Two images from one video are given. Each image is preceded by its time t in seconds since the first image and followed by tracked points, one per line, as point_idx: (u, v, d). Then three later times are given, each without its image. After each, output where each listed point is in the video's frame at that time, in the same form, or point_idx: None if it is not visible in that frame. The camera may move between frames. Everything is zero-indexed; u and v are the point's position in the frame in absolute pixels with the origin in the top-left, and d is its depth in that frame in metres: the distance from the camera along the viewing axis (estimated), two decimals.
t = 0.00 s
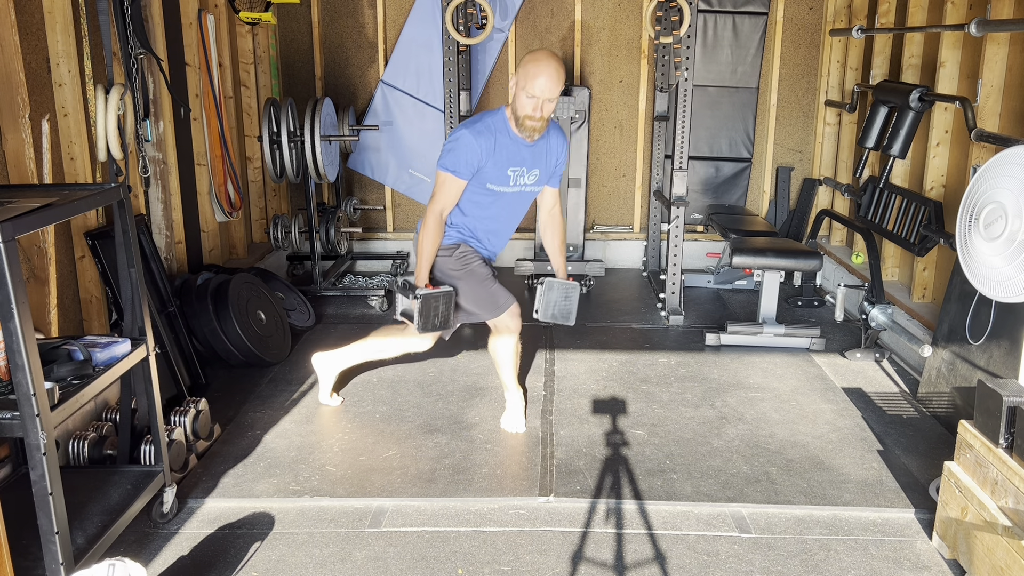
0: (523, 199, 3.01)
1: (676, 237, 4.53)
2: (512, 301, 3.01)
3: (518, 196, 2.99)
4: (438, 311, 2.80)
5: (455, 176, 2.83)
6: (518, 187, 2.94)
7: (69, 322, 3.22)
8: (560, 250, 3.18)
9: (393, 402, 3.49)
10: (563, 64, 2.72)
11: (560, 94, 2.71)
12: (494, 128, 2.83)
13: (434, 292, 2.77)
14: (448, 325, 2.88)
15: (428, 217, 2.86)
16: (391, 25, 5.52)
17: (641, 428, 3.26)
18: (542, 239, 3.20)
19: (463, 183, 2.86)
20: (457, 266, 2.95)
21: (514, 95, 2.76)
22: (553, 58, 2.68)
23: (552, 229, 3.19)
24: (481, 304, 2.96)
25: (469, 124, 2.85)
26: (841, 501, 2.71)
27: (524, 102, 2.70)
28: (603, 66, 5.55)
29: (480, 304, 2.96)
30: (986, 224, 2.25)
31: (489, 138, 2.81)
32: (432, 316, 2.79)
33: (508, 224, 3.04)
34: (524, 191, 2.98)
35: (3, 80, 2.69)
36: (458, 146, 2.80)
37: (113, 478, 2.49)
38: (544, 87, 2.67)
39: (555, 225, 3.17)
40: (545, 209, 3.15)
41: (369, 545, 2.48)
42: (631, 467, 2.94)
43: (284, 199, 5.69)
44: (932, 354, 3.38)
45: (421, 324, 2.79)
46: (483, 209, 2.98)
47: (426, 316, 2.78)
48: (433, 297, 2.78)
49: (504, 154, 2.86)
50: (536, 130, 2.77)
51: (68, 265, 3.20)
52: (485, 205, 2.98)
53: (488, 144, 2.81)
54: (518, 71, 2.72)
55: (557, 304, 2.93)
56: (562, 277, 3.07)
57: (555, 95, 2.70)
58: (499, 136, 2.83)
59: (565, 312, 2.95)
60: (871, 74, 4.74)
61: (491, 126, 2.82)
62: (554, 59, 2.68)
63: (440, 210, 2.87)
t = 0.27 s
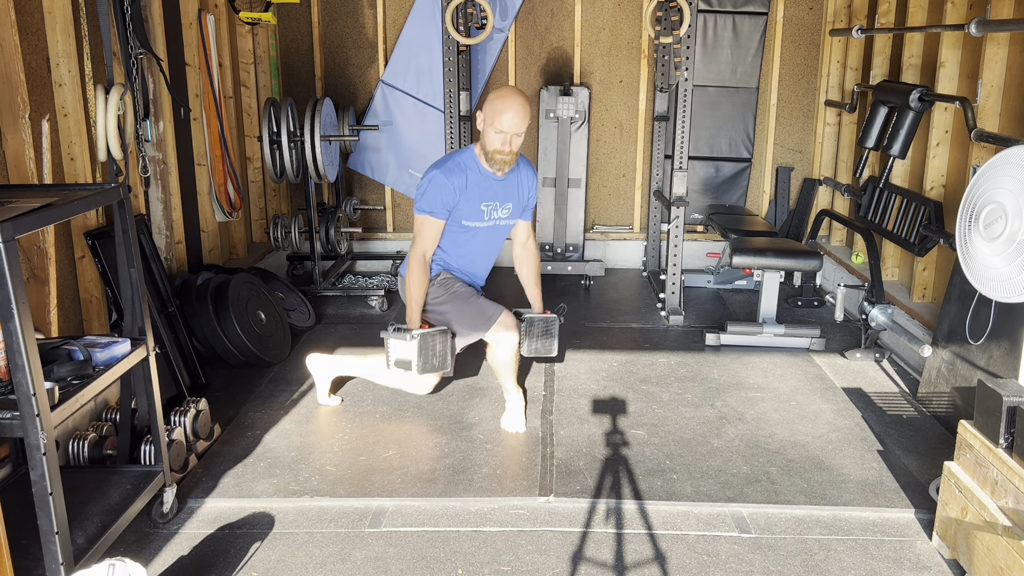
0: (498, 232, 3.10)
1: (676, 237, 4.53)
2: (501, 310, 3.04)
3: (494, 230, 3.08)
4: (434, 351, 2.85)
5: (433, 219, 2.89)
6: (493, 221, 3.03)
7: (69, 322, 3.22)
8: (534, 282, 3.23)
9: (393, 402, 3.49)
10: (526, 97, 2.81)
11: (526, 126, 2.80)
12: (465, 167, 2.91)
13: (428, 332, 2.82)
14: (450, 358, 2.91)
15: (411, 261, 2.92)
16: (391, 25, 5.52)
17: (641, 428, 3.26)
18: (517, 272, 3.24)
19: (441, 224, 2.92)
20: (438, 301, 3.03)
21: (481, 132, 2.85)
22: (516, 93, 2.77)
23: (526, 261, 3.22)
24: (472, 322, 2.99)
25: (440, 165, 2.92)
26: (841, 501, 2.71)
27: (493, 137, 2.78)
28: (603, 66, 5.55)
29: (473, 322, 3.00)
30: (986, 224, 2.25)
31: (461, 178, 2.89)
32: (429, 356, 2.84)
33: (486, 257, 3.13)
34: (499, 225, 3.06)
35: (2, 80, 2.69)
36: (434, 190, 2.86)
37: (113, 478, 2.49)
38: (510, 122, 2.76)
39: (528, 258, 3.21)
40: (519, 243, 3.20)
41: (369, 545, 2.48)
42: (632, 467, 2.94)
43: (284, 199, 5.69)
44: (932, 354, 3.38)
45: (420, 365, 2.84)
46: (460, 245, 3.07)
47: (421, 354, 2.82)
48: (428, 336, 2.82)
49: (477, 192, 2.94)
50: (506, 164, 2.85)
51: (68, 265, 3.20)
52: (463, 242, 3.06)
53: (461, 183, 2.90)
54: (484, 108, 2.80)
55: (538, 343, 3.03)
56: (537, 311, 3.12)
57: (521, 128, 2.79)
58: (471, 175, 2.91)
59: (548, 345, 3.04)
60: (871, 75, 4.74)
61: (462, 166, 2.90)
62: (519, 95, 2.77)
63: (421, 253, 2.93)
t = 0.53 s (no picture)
0: (491, 244, 3.15)
1: (676, 237, 4.53)
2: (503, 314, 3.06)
3: (487, 242, 3.13)
4: (429, 370, 2.89)
5: (425, 234, 2.95)
6: (484, 233, 3.09)
7: (69, 322, 3.23)
8: (520, 287, 3.34)
9: (393, 402, 3.49)
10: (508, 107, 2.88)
11: (510, 134, 2.86)
12: (453, 181, 2.97)
13: (426, 351, 2.86)
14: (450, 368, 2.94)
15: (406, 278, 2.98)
16: (391, 25, 5.52)
17: (641, 428, 3.26)
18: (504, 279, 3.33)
19: (433, 240, 2.98)
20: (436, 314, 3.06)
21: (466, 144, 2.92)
22: (498, 104, 2.84)
23: (512, 267, 3.32)
24: (474, 327, 3.01)
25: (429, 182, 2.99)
26: (841, 501, 2.71)
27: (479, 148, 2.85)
28: (603, 66, 5.55)
29: (474, 326, 3.01)
30: (986, 224, 2.25)
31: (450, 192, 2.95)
32: (423, 374, 2.88)
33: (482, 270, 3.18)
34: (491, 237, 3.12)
35: (3, 81, 2.69)
36: (424, 206, 2.93)
37: (113, 478, 2.49)
38: (494, 133, 2.83)
39: (514, 265, 3.30)
40: (506, 253, 3.29)
41: (369, 545, 2.48)
42: (632, 467, 2.94)
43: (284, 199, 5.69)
44: (933, 354, 3.38)
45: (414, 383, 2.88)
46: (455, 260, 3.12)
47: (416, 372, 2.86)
48: (424, 354, 2.87)
49: (467, 205, 3.00)
50: (492, 174, 2.91)
51: (68, 265, 3.20)
52: (457, 257, 3.11)
53: (449, 198, 2.96)
54: (467, 121, 2.87)
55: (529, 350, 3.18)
56: (524, 319, 3.28)
57: (505, 137, 2.85)
58: (460, 189, 2.97)
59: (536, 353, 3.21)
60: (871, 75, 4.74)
61: (450, 180, 2.97)
62: (501, 106, 2.84)
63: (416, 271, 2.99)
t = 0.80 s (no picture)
0: (503, 212, 3.03)
1: (676, 237, 4.53)
2: (512, 305, 2.99)
3: (499, 209, 3.01)
4: (429, 337, 2.86)
5: (435, 198, 2.83)
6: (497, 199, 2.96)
7: (69, 322, 3.23)
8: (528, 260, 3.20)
9: (393, 402, 3.49)
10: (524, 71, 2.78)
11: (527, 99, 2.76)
12: (467, 144, 2.84)
13: (426, 317, 2.82)
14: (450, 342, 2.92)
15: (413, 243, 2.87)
16: (391, 25, 5.52)
17: (641, 428, 3.26)
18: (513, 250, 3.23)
19: (443, 205, 2.86)
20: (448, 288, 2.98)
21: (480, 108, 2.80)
22: (515, 67, 2.74)
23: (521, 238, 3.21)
24: (480, 315, 2.96)
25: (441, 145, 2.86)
26: (841, 501, 2.71)
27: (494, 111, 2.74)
28: (603, 66, 5.55)
29: (480, 314, 2.96)
30: (986, 224, 2.25)
31: (463, 155, 2.82)
32: (422, 341, 2.86)
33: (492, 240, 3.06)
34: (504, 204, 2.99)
35: (3, 81, 2.69)
36: (436, 169, 2.80)
37: (113, 478, 2.49)
38: (510, 95, 2.72)
39: (523, 235, 3.20)
40: (516, 223, 3.18)
41: (369, 545, 2.48)
42: (632, 467, 2.94)
43: (284, 199, 5.69)
44: (933, 354, 3.38)
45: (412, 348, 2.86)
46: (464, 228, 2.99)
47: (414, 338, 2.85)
48: (424, 321, 2.83)
49: (480, 169, 2.87)
50: (507, 139, 2.81)
51: (68, 265, 3.20)
52: (467, 225, 2.99)
53: (462, 161, 2.83)
54: (482, 84, 2.76)
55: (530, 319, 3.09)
56: (527, 291, 3.12)
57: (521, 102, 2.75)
58: (473, 153, 2.84)
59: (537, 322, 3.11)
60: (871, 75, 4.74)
61: (462, 144, 2.84)
62: (518, 69, 2.74)
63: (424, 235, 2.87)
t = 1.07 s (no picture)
0: (532, 144, 2.92)
1: (676, 237, 4.53)
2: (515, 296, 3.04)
3: (527, 141, 2.89)
4: (444, 272, 2.86)
5: (455, 129, 2.76)
6: (524, 130, 2.85)
7: (69, 322, 3.23)
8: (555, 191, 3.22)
9: (393, 402, 3.49)
10: None
11: (549, 25, 2.65)
12: (489, 73, 2.74)
13: (443, 251, 2.82)
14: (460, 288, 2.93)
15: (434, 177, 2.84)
16: (391, 25, 5.52)
17: (641, 428, 3.26)
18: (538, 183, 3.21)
19: (465, 136, 2.79)
20: (473, 243, 2.97)
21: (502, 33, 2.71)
22: None
23: (547, 171, 3.20)
24: (482, 292, 3.01)
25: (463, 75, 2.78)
26: (841, 501, 2.71)
27: (516, 37, 2.64)
28: (603, 66, 5.55)
29: (483, 292, 3.01)
30: (986, 224, 2.25)
31: (484, 84, 2.73)
32: (439, 275, 2.85)
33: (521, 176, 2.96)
34: (531, 135, 2.88)
35: (3, 80, 2.69)
36: (456, 98, 2.73)
37: (113, 478, 2.49)
38: (531, 20, 2.62)
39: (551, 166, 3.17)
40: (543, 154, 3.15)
41: (369, 545, 2.48)
42: (632, 467, 2.94)
43: (284, 199, 5.69)
44: (933, 354, 3.38)
45: (427, 281, 2.86)
46: (492, 163, 2.89)
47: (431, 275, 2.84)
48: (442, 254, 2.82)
49: (504, 98, 2.77)
50: (529, 66, 2.71)
51: (68, 265, 3.20)
52: (494, 159, 2.89)
53: (485, 90, 2.73)
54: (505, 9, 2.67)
55: (555, 257, 3.06)
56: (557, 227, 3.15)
57: (544, 28, 2.64)
58: (496, 81, 2.74)
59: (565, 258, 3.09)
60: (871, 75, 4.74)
61: (484, 72, 2.74)
62: None
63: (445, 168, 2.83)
